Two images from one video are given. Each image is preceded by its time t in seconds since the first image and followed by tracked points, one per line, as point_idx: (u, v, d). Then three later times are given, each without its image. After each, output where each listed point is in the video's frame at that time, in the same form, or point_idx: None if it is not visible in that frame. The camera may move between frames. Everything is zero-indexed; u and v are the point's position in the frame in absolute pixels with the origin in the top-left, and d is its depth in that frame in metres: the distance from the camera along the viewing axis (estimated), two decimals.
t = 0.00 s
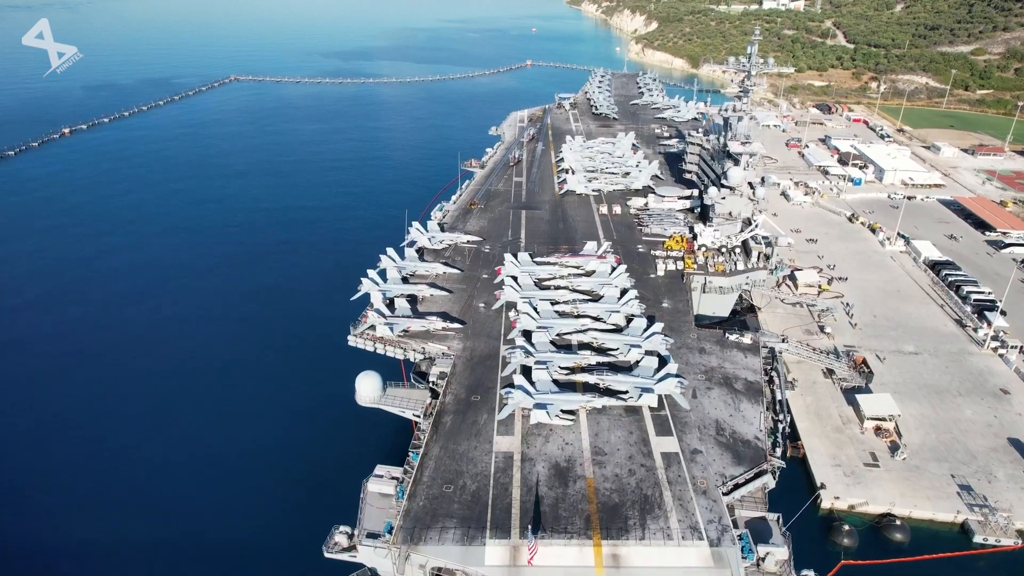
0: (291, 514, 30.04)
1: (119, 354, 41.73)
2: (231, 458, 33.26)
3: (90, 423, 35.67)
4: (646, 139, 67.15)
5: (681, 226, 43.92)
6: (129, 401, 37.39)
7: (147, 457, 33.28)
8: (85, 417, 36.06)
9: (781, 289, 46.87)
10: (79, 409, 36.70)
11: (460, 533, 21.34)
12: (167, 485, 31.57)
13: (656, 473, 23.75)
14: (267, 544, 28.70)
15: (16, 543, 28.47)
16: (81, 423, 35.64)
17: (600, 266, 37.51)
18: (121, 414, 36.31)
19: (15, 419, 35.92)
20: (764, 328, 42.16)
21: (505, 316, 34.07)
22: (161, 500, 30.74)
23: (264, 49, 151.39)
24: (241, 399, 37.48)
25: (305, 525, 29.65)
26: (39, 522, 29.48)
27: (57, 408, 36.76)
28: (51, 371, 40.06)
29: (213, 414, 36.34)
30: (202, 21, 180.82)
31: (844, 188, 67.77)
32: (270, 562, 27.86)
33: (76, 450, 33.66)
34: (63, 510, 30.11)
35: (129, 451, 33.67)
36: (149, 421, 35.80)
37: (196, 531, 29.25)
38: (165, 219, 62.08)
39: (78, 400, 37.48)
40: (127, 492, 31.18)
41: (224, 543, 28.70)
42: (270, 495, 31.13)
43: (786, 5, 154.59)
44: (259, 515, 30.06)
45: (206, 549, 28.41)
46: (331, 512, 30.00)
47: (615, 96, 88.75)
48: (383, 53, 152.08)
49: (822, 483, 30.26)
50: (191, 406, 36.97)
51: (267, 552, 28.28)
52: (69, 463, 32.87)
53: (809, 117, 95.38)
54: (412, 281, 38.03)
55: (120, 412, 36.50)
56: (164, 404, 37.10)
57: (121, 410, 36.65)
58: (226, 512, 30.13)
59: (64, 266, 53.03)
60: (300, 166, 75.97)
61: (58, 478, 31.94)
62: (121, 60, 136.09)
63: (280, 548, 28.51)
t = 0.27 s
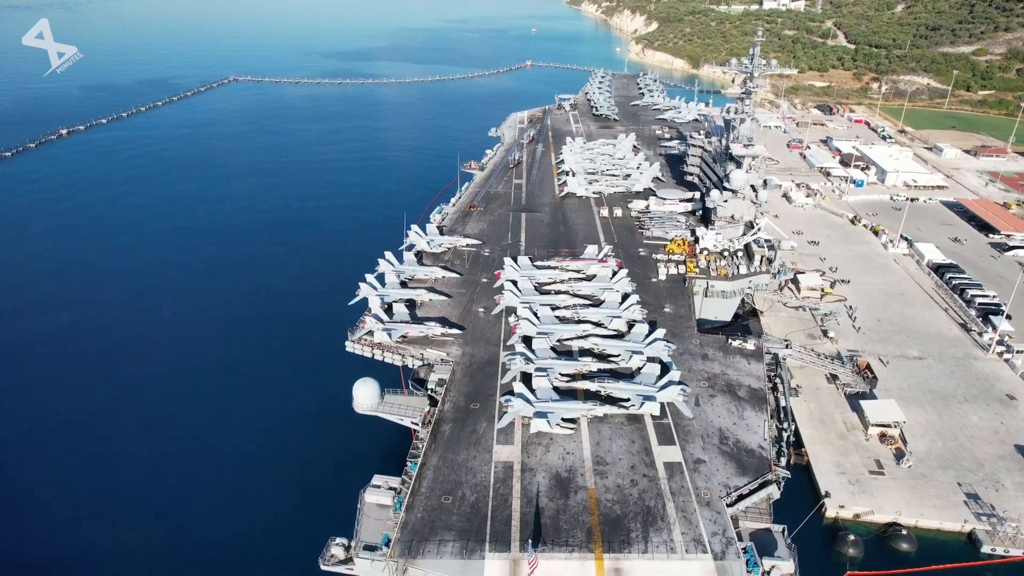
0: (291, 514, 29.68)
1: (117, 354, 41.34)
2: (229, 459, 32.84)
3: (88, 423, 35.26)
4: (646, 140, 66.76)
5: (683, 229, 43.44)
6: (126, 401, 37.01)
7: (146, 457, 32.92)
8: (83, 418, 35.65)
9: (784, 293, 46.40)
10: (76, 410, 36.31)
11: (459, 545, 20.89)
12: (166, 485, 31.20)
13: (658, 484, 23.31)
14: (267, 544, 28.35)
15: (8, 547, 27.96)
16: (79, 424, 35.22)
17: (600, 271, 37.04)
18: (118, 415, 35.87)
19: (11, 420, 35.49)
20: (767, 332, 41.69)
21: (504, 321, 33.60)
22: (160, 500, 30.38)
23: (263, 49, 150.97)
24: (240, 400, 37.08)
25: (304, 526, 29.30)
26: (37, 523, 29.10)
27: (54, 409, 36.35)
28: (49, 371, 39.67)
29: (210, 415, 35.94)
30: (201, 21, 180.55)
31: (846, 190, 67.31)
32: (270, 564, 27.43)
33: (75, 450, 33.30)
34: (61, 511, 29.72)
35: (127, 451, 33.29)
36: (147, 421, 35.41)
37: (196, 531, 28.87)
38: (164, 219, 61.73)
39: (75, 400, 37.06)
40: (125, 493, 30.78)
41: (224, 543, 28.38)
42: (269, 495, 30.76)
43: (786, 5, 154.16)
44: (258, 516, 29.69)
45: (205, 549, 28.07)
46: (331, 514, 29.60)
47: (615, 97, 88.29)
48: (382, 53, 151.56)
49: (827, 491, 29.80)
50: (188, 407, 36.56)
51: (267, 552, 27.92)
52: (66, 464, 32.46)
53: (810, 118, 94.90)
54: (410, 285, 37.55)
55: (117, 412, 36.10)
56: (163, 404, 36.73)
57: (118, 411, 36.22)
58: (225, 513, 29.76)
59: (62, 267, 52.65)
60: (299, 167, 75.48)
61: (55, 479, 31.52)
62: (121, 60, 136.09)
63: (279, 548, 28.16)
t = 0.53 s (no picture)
0: (291, 516, 29.59)
1: (115, 355, 40.99)
2: (229, 461, 32.70)
3: (86, 424, 35.00)
4: (647, 142, 66.37)
5: (685, 232, 42.97)
6: (124, 402, 36.68)
7: (145, 457, 32.78)
8: (81, 418, 35.37)
9: (787, 296, 45.91)
10: (74, 410, 36.02)
11: (457, 560, 20.42)
12: (166, 486, 31.09)
13: (661, 495, 22.83)
14: (268, 545, 28.34)
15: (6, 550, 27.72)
16: (78, 424, 34.98)
17: (601, 275, 36.51)
18: (117, 416, 35.57)
19: (9, 420, 35.19)
20: (770, 337, 41.16)
21: (504, 327, 33.13)
22: (159, 504, 30.15)
23: (263, 49, 150.85)
24: (239, 402, 36.77)
25: (304, 526, 29.26)
26: (36, 524, 28.97)
27: (52, 410, 36.06)
28: (46, 372, 39.32)
29: (210, 415, 35.70)
30: (201, 22, 180.44)
31: (848, 191, 66.79)
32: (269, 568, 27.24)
33: (74, 451, 33.11)
34: (61, 512, 29.61)
35: (126, 451, 33.13)
36: (145, 423, 35.13)
37: (197, 531, 28.87)
38: (163, 220, 61.36)
39: (73, 401, 36.74)
40: (125, 493, 30.68)
41: (225, 543, 28.38)
42: (269, 496, 30.71)
43: (787, 5, 153.87)
44: (258, 517, 29.67)
45: (204, 552, 27.83)
46: (331, 516, 29.48)
47: (616, 98, 87.84)
48: (381, 54, 151.19)
49: (831, 501, 29.34)
50: (187, 407, 36.33)
51: (267, 554, 27.86)
52: (65, 464, 32.27)
53: (811, 120, 94.44)
54: (409, 290, 37.10)
55: (116, 413, 35.81)
56: (162, 405, 36.47)
57: (117, 411, 35.95)
58: (225, 514, 29.71)
59: (60, 266, 52.39)
60: (297, 167, 75.09)
61: (55, 479, 31.35)
62: (121, 60, 135.95)
63: (279, 552, 28.00)
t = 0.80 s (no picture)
0: (290, 515, 29.68)
1: (112, 354, 40.77)
2: (228, 461, 32.70)
3: (85, 425, 34.94)
4: (648, 143, 65.95)
5: (687, 236, 42.45)
6: (123, 403, 36.55)
7: (145, 458, 32.81)
8: (80, 420, 35.28)
9: (789, 301, 45.40)
10: (73, 411, 35.93)
11: None
12: (165, 487, 31.10)
13: (664, 508, 22.33)
14: (268, 544, 28.49)
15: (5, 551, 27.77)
16: (77, 425, 34.91)
17: (602, 280, 35.99)
18: (115, 417, 35.46)
19: (7, 421, 35.10)
20: (773, 342, 40.59)
21: (504, 333, 32.63)
22: (157, 507, 30.06)
23: (263, 49, 150.77)
24: (237, 403, 36.57)
25: (303, 527, 29.30)
26: (36, 524, 29.04)
27: (50, 411, 35.94)
28: (44, 372, 39.18)
29: (208, 416, 35.60)
30: (202, 22, 180.45)
31: (850, 193, 66.26)
32: (269, 568, 27.35)
33: (74, 451, 33.14)
34: (61, 512, 29.67)
35: (126, 453, 33.07)
36: (144, 423, 35.07)
37: (197, 530, 29.00)
38: (161, 219, 61.08)
39: (72, 402, 36.64)
40: (124, 495, 30.68)
41: (225, 542, 28.53)
42: (269, 496, 30.77)
43: (788, 5, 153.36)
44: (259, 516, 29.77)
45: (202, 557, 27.74)
46: (331, 516, 29.58)
47: (617, 99, 87.39)
48: (381, 54, 150.88)
49: (837, 510, 28.82)
50: (186, 408, 36.24)
51: (267, 554, 27.98)
52: (64, 464, 32.31)
53: (812, 121, 93.97)
54: (407, 295, 36.60)
55: (115, 414, 35.71)
56: (161, 405, 36.38)
57: (117, 411, 35.92)
58: (225, 513, 29.81)
59: (59, 265, 52.29)
60: (296, 168, 74.71)
61: (55, 479, 31.42)
62: (121, 60, 135.93)
63: (276, 556, 27.91)
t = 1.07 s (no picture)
0: (291, 515, 29.43)
1: (110, 354, 40.37)
2: (227, 461, 32.40)
3: (83, 425, 34.61)
4: (649, 145, 65.53)
5: (689, 239, 41.93)
6: (121, 404, 36.19)
7: (144, 458, 32.52)
8: (79, 420, 35.00)
9: (792, 305, 44.85)
10: (71, 411, 35.59)
11: None
12: (165, 488, 30.84)
13: (668, 522, 21.81)
14: (269, 545, 28.21)
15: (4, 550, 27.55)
16: (76, 425, 34.57)
17: (604, 285, 35.53)
18: (114, 417, 35.13)
19: (4, 421, 34.75)
20: (776, 347, 40.08)
21: (503, 339, 32.11)
22: (156, 509, 29.73)
23: (263, 50, 150.52)
24: (235, 403, 36.21)
25: (303, 529, 28.95)
26: (35, 524, 28.79)
27: (47, 411, 35.58)
28: (42, 371, 38.85)
29: (207, 417, 35.27)
30: (201, 22, 180.25)
31: (853, 195, 65.73)
32: (269, 566, 27.15)
33: (73, 451, 32.84)
34: (61, 512, 29.43)
35: (125, 453, 32.79)
36: (143, 424, 34.76)
37: (197, 530, 28.75)
38: (159, 219, 60.76)
39: (70, 401, 36.36)
40: (124, 495, 30.41)
41: (226, 541, 28.32)
42: (269, 497, 30.44)
43: (788, 5, 152.81)
44: (258, 518, 29.45)
45: (201, 560, 27.43)
46: (331, 513, 29.36)
47: (617, 100, 86.93)
48: (381, 54, 150.47)
49: (843, 521, 28.33)
50: (185, 408, 35.90)
51: (267, 554, 27.73)
52: (63, 465, 32.02)
53: (814, 122, 93.54)
54: (405, 300, 36.07)
55: (114, 414, 35.37)
56: (160, 406, 36.02)
57: (116, 411, 35.63)
58: (224, 514, 29.55)
59: (58, 264, 52.01)
60: (295, 168, 74.28)
61: (54, 479, 31.18)
62: (121, 60, 135.77)
63: (277, 558, 27.57)
